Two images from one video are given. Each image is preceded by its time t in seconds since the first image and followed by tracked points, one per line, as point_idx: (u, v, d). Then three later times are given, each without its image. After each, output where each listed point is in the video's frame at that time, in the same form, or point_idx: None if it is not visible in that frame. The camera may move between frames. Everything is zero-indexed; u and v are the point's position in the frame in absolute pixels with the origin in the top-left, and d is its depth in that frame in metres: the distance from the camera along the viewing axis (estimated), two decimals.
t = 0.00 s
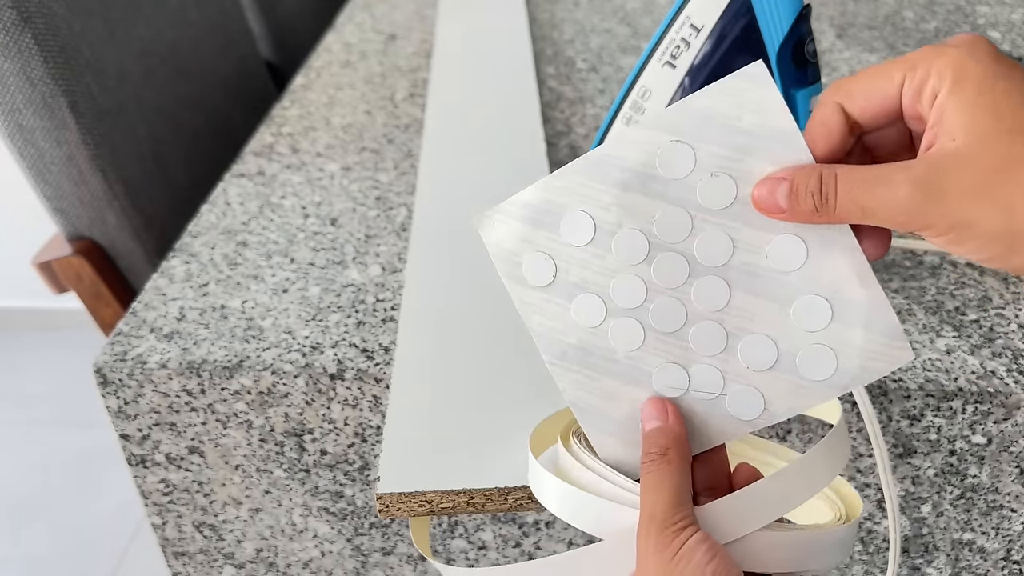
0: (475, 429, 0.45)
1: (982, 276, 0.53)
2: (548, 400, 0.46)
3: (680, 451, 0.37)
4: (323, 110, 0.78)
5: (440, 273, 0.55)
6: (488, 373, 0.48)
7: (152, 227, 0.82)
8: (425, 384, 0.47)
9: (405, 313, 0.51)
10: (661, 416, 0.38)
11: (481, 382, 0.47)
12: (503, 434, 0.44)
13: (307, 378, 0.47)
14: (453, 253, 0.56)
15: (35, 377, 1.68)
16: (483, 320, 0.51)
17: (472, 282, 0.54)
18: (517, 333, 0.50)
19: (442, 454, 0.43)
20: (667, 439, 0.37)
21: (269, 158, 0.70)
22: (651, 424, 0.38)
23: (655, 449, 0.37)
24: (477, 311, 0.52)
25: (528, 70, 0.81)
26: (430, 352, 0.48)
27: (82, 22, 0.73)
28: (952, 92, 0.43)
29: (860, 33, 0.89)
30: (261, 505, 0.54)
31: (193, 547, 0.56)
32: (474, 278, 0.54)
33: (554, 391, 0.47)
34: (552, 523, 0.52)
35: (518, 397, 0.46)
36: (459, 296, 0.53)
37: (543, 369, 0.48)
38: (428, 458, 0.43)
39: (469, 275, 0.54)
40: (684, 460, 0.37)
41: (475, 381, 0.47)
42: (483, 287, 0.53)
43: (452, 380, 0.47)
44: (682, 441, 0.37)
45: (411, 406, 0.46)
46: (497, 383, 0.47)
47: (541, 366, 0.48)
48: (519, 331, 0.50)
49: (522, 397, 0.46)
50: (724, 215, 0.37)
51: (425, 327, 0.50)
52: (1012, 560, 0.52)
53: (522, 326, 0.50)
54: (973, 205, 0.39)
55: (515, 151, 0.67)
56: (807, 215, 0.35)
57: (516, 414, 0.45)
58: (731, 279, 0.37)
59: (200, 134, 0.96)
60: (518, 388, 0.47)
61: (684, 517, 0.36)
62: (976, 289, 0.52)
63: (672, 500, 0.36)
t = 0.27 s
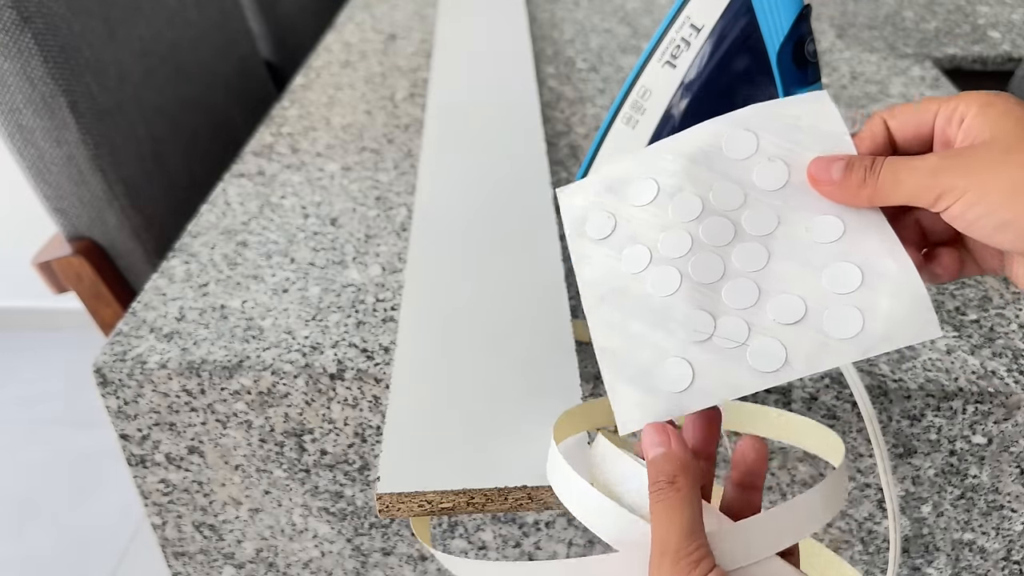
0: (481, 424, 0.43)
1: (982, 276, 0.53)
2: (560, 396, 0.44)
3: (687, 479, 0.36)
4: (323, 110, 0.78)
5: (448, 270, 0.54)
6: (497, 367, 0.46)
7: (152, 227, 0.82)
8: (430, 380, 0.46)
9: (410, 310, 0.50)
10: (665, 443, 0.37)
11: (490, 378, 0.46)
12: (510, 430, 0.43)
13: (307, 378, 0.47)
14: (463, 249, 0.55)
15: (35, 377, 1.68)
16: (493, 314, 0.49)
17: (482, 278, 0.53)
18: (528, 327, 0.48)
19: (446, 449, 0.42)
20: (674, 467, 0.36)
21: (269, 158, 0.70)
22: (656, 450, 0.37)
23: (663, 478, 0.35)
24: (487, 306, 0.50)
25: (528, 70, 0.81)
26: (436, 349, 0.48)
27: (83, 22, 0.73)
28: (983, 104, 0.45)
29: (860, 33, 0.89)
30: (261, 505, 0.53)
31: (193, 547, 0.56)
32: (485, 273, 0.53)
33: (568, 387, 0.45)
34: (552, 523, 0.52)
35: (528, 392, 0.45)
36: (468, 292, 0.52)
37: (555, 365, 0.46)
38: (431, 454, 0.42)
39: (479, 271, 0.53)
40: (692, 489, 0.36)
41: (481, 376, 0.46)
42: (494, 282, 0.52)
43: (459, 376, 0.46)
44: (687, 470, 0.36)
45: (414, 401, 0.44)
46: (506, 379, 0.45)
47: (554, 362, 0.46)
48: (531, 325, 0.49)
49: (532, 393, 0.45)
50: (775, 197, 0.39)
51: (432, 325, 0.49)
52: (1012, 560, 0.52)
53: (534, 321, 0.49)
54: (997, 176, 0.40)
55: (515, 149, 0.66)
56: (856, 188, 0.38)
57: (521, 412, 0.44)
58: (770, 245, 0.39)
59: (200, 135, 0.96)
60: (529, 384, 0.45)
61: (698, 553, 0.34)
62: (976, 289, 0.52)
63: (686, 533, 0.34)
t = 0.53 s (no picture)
0: (480, 420, 0.41)
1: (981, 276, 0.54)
2: (563, 394, 0.43)
3: None
4: (323, 111, 0.79)
5: (449, 271, 0.53)
6: (499, 367, 0.45)
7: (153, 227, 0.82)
8: (430, 378, 0.44)
9: (410, 309, 0.50)
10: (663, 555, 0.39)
11: (491, 377, 0.44)
12: (510, 426, 0.41)
13: (307, 378, 0.47)
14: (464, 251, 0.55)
15: (36, 377, 1.68)
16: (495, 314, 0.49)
17: (484, 279, 0.52)
18: (531, 328, 0.47)
19: (442, 445, 0.40)
20: None
21: (270, 159, 0.71)
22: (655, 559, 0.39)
23: None
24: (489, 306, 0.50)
25: (529, 70, 0.81)
26: (436, 347, 0.47)
27: (84, 22, 0.73)
28: None
29: (859, 33, 0.89)
30: (262, 504, 0.54)
31: (194, 546, 0.56)
32: (488, 274, 0.52)
33: (571, 385, 0.43)
34: (552, 522, 0.53)
35: (530, 390, 0.43)
36: (470, 294, 0.51)
37: (561, 364, 0.45)
38: (426, 449, 0.40)
39: (481, 273, 0.53)
40: None
41: (482, 375, 0.45)
42: (495, 284, 0.51)
43: (459, 374, 0.45)
44: None
45: (412, 398, 0.43)
46: (508, 377, 0.44)
47: (556, 361, 0.45)
48: (534, 326, 0.48)
49: (534, 391, 0.43)
50: (910, 182, 0.43)
51: (433, 325, 0.48)
52: (1011, 559, 0.52)
53: (536, 321, 0.48)
54: None
55: (515, 149, 0.66)
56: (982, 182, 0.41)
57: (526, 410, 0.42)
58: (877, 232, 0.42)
59: (201, 135, 0.96)
60: (531, 383, 0.44)
61: None
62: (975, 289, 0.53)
63: None
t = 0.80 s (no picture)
0: (480, 420, 0.42)
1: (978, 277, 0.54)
2: (563, 393, 0.43)
3: None
4: (324, 112, 0.79)
5: (450, 273, 0.53)
6: (500, 366, 0.45)
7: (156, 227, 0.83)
8: (430, 378, 0.45)
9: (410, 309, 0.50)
10: None
11: (492, 377, 0.44)
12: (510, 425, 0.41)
13: (309, 377, 0.47)
14: (465, 252, 0.55)
15: (37, 377, 1.68)
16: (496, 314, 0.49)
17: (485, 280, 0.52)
18: (532, 329, 0.48)
19: (442, 445, 0.40)
20: None
21: (272, 159, 0.71)
22: None
23: None
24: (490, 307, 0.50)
25: (529, 72, 0.82)
26: (437, 348, 0.47)
27: (86, 24, 0.74)
28: None
29: (858, 35, 0.90)
30: (264, 503, 0.54)
31: (196, 545, 0.57)
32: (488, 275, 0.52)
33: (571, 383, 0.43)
34: (552, 520, 0.53)
35: (531, 390, 0.43)
36: (471, 295, 0.51)
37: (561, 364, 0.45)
38: (427, 450, 0.40)
39: (482, 274, 0.53)
40: None
41: (482, 375, 0.45)
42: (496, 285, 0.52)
43: (459, 375, 0.45)
44: None
45: (412, 399, 0.43)
46: (509, 377, 0.44)
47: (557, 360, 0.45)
48: (535, 327, 0.48)
49: (534, 391, 0.43)
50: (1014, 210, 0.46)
51: (434, 326, 0.49)
52: (1008, 557, 0.53)
53: (537, 321, 0.48)
54: None
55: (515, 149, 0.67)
56: None
57: (526, 409, 0.42)
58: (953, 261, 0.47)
59: (203, 136, 0.96)
60: (532, 383, 0.44)
61: None
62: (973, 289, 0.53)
63: None
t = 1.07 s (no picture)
0: (481, 420, 0.42)
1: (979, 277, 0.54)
2: (564, 393, 0.43)
3: None
4: (325, 112, 0.79)
5: (451, 272, 0.53)
6: (500, 366, 0.45)
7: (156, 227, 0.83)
8: (430, 378, 0.45)
9: (410, 308, 0.50)
10: None
11: (492, 377, 0.45)
12: (511, 425, 0.41)
13: (309, 377, 0.47)
14: (465, 252, 0.55)
15: (37, 377, 1.68)
16: (496, 314, 0.49)
17: (485, 280, 0.52)
18: (532, 329, 0.48)
19: (443, 444, 0.40)
20: None
21: (272, 159, 0.71)
22: None
23: None
24: (490, 307, 0.50)
25: (529, 72, 0.82)
26: (437, 347, 0.47)
27: (87, 24, 0.74)
28: None
29: (858, 35, 0.90)
30: (264, 503, 0.54)
31: (196, 544, 0.57)
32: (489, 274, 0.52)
33: (571, 383, 0.43)
34: (552, 520, 0.53)
35: (531, 390, 0.43)
36: (471, 295, 0.51)
37: (561, 364, 0.45)
38: (427, 450, 0.40)
39: (482, 273, 0.53)
40: None
41: (482, 375, 0.45)
42: (496, 284, 0.52)
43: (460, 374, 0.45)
44: None
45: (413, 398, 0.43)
46: (509, 377, 0.44)
47: (557, 360, 0.45)
48: (535, 327, 0.48)
49: (534, 391, 0.43)
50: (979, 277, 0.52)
51: (434, 326, 0.49)
52: (1008, 557, 0.53)
53: (538, 321, 0.48)
54: None
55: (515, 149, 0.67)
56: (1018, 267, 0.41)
57: (525, 409, 0.42)
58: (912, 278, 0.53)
59: (203, 135, 0.97)
60: (531, 383, 0.44)
61: None
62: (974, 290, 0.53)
63: None
